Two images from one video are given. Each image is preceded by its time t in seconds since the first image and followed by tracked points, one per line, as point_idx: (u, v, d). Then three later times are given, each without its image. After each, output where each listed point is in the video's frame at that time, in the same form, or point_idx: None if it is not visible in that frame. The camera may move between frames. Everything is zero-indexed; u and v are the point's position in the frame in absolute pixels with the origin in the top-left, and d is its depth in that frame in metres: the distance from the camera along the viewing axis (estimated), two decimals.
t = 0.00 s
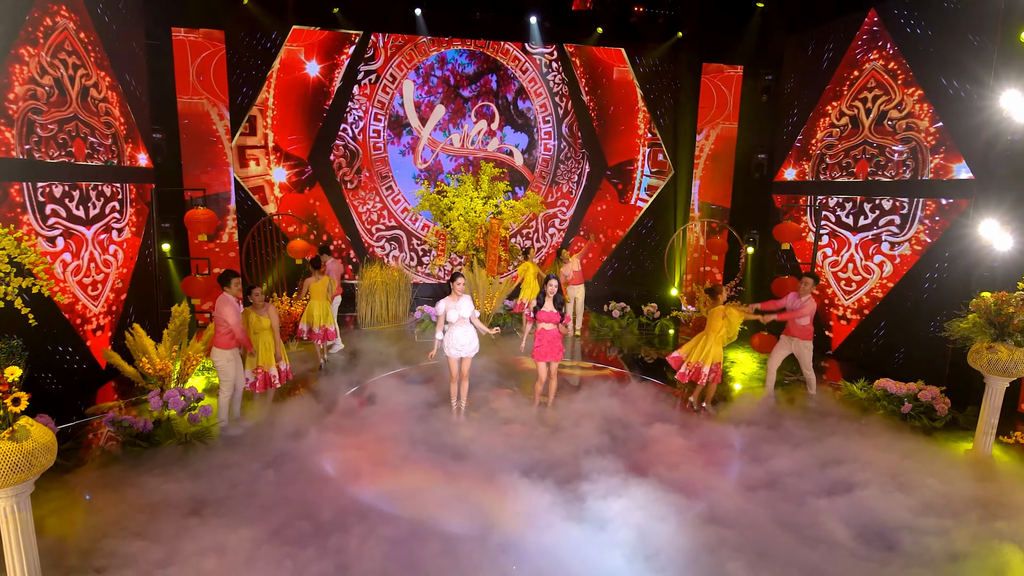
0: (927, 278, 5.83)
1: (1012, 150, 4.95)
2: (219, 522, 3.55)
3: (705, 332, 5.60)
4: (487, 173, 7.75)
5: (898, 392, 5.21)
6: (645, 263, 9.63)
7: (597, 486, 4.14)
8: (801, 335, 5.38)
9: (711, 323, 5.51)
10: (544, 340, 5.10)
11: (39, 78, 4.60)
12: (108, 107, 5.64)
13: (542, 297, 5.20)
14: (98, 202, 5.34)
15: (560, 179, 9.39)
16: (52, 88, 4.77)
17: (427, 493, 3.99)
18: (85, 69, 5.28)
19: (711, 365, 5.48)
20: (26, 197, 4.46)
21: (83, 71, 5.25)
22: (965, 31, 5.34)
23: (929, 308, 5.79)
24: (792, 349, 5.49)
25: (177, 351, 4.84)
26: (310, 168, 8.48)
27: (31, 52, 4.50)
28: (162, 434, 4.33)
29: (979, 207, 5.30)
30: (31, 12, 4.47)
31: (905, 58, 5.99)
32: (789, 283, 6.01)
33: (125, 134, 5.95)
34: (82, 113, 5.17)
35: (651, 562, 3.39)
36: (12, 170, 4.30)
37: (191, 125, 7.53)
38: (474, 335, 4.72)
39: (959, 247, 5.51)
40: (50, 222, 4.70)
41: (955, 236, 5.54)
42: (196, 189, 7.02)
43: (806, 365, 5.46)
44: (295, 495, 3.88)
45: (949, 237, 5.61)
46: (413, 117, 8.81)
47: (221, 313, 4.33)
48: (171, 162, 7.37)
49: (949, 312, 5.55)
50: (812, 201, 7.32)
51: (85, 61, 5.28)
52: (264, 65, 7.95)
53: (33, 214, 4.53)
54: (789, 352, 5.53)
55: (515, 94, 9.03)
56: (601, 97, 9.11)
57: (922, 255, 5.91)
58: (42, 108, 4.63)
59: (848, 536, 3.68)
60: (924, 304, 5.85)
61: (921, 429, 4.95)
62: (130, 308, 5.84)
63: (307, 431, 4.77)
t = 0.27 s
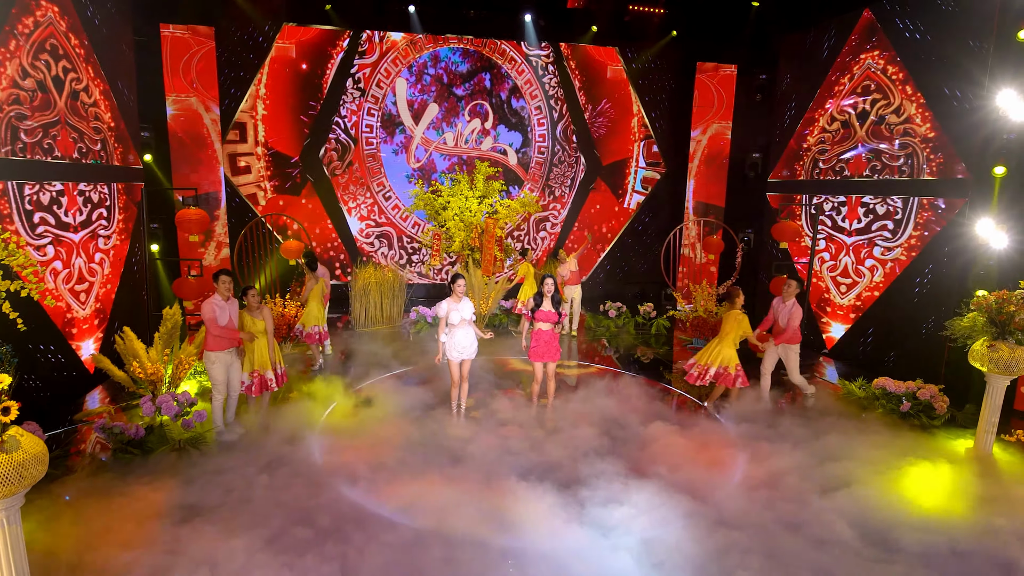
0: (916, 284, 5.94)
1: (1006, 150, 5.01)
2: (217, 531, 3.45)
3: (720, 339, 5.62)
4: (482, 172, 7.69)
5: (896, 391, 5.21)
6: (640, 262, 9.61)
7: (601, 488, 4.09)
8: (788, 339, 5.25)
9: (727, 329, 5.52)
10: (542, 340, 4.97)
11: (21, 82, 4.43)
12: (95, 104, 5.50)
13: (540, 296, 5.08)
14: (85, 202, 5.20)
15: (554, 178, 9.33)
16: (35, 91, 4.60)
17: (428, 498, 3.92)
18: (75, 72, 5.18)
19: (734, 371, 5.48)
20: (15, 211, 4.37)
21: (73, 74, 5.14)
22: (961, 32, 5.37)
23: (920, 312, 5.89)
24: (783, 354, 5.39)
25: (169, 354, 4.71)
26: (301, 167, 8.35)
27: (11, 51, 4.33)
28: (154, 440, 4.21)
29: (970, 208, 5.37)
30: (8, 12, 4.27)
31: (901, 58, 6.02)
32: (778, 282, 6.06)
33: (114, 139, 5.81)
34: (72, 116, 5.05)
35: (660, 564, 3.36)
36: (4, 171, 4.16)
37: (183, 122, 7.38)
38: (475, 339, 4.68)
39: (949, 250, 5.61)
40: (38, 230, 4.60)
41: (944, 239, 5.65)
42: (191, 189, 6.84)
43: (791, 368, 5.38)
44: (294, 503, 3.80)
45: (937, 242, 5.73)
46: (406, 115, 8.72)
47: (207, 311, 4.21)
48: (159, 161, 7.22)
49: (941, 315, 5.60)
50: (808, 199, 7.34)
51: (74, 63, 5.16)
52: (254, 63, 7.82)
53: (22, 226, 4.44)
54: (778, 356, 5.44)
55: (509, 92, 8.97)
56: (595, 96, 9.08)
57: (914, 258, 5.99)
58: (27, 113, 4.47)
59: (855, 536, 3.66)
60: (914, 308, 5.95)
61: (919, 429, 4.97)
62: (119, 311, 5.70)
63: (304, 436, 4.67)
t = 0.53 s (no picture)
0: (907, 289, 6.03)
1: (1002, 151, 5.06)
2: (217, 540, 3.37)
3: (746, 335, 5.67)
4: (478, 171, 7.67)
5: (895, 390, 5.25)
6: (635, 261, 9.59)
7: (606, 491, 4.05)
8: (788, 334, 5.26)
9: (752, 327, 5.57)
10: (539, 342, 4.76)
11: (4, 82, 4.29)
12: (83, 102, 5.36)
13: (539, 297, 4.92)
14: (73, 203, 5.07)
15: (549, 178, 9.28)
16: (19, 92, 4.45)
17: (432, 503, 3.86)
18: (64, 73, 5.06)
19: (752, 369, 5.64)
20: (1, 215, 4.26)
21: (64, 79, 5.05)
22: (956, 32, 5.40)
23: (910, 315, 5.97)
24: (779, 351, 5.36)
25: (161, 358, 4.61)
26: (293, 167, 8.22)
27: None
28: (148, 448, 4.09)
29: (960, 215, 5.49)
30: None
31: (895, 58, 6.05)
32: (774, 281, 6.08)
33: (104, 142, 5.69)
34: (63, 118, 4.95)
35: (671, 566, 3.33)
36: None
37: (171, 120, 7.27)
38: (474, 339, 4.64)
39: (936, 259, 5.74)
40: (25, 231, 4.47)
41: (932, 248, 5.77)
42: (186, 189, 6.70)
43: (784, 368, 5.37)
44: (294, 509, 3.72)
45: (926, 250, 5.85)
46: (399, 114, 8.62)
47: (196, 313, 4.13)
48: (148, 160, 7.07)
49: (935, 317, 5.66)
50: (803, 199, 7.35)
51: (65, 66, 5.06)
52: (245, 60, 7.68)
53: (9, 230, 4.33)
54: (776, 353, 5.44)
55: (502, 91, 8.90)
56: (589, 95, 9.05)
57: (906, 263, 6.06)
58: (10, 114, 4.32)
59: (861, 535, 3.66)
60: (904, 313, 6.03)
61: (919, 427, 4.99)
62: (108, 314, 5.56)
63: (302, 440, 4.59)
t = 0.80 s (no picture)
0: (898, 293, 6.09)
1: (997, 150, 5.10)
2: (216, 550, 3.28)
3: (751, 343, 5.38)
4: (473, 170, 7.63)
5: (894, 389, 5.25)
6: (630, 260, 9.58)
7: (611, 493, 4.02)
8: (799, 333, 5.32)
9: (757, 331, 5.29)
10: (539, 343, 4.68)
11: None
12: (70, 100, 5.23)
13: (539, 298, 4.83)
14: (60, 204, 4.94)
15: (543, 177, 9.22)
16: (5, 89, 4.32)
17: (436, 508, 3.81)
18: (51, 71, 4.93)
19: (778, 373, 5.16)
20: None
21: (48, 67, 4.89)
22: (952, 33, 5.42)
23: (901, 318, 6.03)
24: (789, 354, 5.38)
25: (155, 363, 4.50)
26: (285, 166, 8.09)
27: None
28: (144, 455, 3.97)
29: (945, 222, 5.58)
30: None
31: (890, 59, 6.07)
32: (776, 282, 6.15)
33: (90, 132, 5.55)
34: (49, 116, 4.81)
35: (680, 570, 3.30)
36: None
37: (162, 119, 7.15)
38: (473, 341, 4.55)
39: (924, 266, 5.82)
40: (12, 233, 4.35)
41: (920, 256, 5.86)
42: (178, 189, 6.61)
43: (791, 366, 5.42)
44: (295, 515, 3.64)
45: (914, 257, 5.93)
46: (392, 113, 8.53)
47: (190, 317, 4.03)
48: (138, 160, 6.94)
49: (927, 318, 5.72)
50: (798, 198, 7.38)
51: (50, 58, 4.93)
52: (235, 58, 7.55)
53: None
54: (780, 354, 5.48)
55: (496, 90, 8.84)
56: (584, 95, 9.02)
57: (897, 266, 6.11)
58: None
59: (867, 535, 3.66)
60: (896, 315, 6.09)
61: (918, 425, 5.01)
62: (97, 317, 5.43)
63: (301, 444, 4.50)
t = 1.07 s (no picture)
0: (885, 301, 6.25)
1: (993, 149, 5.15)
2: (218, 558, 3.21)
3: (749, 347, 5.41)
4: (469, 171, 7.58)
5: (893, 388, 5.30)
6: (625, 260, 9.59)
7: (616, 494, 4.00)
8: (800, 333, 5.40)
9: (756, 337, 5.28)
10: (544, 344, 4.64)
11: None
12: (60, 99, 5.10)
13: (538, 297, 4.76)
14: (50, 204, 4.81)
15: (538, 177, 9.19)
16: None
17: (441, 512, 3.76)
18: (41, 67, 4.80)
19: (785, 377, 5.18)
20: None
21: (41, 72, 4.79)
22: (947, 34, 5.47)
23: (890, 323, 6.18)
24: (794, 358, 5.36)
25: (150, 366, 4.41)
26: (278, 166, 7.99)
27: None
28: (140, 461, 3.87)
29: (930, 234, 5.78)
30: None
31: (886, 59, 6.11)
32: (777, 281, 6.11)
33: (82, 138, 5.44)
34: (39, 115, 4.69)
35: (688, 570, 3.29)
36: None
37: (153, 118, 7.03)
38: (475, 342, 4.49)
39: (917, 267, 5.93)
40: None
41: (905, 265, 6.04)
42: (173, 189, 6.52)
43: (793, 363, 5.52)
44: (298, 522, 3.58)
45: (900, 266, 6.11)
46: (386, 112, 8.45)
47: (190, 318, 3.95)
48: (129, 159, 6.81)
49: (923, 318, 5.81)
50: (793, 197, 7.42)
51: (43, 63, 4.83)
52: (227, 56, 7.44)
53: None
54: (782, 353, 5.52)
55: (491, 90, 8.79)
56: (578, 94, 9.00)
57: (891, 268, 6.20)
58: None
59: (871, 533, 3.67)
60: (890, 315, 6.18)
61: (916, 423, 5.05)
62: (88, 319, 5.30)
63: (301, 448, 4.44)
